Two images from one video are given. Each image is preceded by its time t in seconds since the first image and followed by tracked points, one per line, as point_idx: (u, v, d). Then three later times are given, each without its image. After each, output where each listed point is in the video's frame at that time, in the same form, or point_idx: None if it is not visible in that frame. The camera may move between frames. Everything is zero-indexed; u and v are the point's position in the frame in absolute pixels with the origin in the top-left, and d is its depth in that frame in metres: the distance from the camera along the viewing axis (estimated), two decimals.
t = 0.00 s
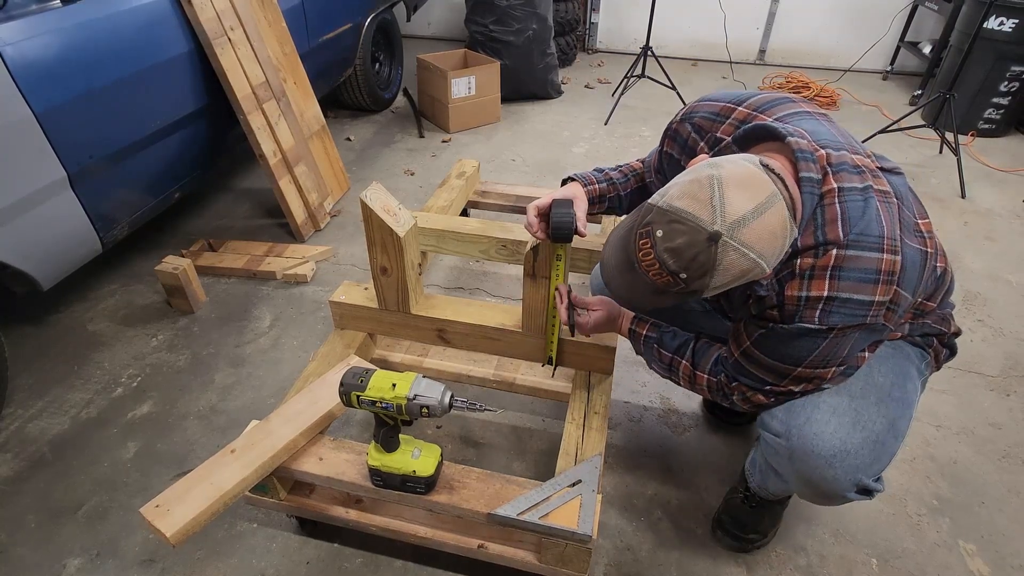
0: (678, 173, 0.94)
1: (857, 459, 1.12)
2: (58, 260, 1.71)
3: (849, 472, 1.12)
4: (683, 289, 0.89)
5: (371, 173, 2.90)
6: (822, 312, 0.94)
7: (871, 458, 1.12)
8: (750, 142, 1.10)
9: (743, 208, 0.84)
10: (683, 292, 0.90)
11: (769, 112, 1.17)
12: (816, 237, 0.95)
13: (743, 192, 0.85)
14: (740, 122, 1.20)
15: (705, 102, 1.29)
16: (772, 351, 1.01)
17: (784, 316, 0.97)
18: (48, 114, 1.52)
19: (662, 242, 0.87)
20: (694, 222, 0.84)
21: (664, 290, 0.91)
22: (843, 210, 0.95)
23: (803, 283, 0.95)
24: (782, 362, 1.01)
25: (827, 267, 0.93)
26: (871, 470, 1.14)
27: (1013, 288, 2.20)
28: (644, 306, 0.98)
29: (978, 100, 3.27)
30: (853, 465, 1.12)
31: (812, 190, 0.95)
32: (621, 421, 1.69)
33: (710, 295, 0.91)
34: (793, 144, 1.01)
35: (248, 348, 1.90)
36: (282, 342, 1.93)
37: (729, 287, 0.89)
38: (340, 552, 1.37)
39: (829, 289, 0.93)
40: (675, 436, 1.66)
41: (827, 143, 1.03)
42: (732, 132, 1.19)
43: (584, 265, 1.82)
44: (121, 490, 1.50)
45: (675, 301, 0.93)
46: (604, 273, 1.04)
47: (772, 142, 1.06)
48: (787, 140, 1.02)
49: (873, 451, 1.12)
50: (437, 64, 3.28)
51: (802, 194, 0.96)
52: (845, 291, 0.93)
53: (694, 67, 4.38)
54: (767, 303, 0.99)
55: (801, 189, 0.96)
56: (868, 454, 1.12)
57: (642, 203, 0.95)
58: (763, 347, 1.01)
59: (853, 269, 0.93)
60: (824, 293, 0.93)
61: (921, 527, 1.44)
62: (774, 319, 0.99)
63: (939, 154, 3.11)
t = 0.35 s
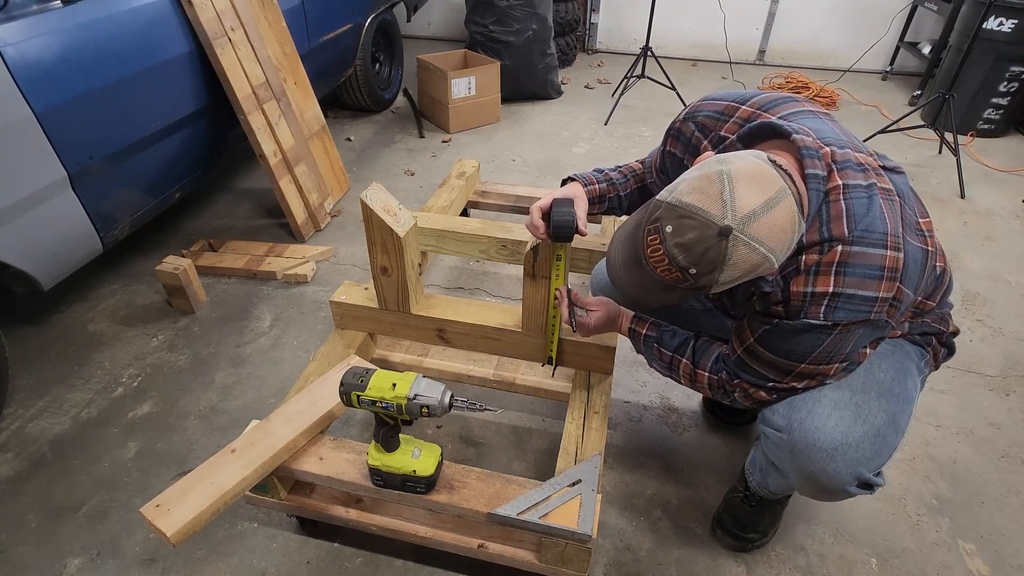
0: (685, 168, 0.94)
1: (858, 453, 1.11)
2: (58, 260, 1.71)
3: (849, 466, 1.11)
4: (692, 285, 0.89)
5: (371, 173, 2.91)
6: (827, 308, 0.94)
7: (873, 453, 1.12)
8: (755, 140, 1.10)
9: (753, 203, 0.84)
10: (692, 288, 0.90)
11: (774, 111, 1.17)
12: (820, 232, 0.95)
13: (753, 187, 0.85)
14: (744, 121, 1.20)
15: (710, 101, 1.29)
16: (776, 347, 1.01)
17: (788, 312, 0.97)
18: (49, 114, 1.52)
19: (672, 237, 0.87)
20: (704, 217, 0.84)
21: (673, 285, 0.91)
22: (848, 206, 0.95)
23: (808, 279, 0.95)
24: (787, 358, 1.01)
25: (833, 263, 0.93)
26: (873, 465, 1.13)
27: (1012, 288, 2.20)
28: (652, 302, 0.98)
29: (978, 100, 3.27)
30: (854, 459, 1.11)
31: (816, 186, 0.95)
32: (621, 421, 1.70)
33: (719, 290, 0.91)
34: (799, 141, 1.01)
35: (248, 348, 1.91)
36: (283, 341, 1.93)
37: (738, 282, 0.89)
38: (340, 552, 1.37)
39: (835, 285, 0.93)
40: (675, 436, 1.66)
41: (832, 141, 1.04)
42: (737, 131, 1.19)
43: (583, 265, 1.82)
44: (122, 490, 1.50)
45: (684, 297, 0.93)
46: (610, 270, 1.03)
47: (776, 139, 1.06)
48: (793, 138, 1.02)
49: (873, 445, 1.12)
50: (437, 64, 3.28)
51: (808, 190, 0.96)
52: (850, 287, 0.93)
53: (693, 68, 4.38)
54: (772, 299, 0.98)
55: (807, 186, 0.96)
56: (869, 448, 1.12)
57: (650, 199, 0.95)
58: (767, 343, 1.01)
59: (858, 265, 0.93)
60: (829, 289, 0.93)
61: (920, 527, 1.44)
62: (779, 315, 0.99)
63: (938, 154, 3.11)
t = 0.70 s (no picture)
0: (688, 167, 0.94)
1: (857, 449, 1.11)
2: (59, 260, 1.71)
3: (848, 462, 1.12)
4: (696, 284, 0.89)
5: (371, 173, 2.91)
6: (828, 306, 0.94)
7: (872, 449, 1.12)
8: (756, 140, 1.10)
9: (757, 202, 0.84)
10: (696, 287, 0.90)
11: (775, 112, 1.17)
12: (821, 232, 0.95)
13: (756, 186, 0.85)
14: (745, 121, 1.20)
15: (712, 101, 1.29)
16: (777, 345, 1.01)
17: (790, 311, 0.97)
18: (50, 115, 1.53)
19: (675, 236, 0.87)
20: (707, 216, 0.84)
21: (676, 284, 0.91)
22: (849, 205, 0.95)
23: (810, 278, 0.95)
24: (788, 356, 1.02)
25: (834, 262, 0.93)
26: (872, 462, 1.13)
27: (1012, 288, 2.21)
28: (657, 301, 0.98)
29: (977, 101, 3.28)
30: (852, 455, 1.11)
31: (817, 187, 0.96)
32: (621, 421, 1.70)
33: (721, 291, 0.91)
34: (800, 142, 1.01)
35: (248, 348, 1.91)
36: (283, 341, 1.93)
37: (743, 280, 0.89)
38: (340, 551, 1.38)
39: (836, 284, 0.93)
40: (674, 436, 1.66)
41: (833, 141, 1.04)
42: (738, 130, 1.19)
43: (583, 265, 1.82)
44: (122, 489, 1.51)
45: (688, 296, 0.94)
46: (613, 270, 1.04)
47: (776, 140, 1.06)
48: (794, 139, 1.03)
49: (872, 441, 1.12)
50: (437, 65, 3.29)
51: (810, 190, 0.96)
52: (850, 286, 0.93)
53: (693, 68, 4.39)
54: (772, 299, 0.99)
55: (808, 185, 0.96)
56: (868, 445, 1.12)
57: (654, 198, 0.95)
58: (767, 341, 1.02)
59: (858, 264, 0.93)
60: (830, 288, 0.94)
61: (920, 527, 1.44)
62: (780, 313, 0.99)
63: (937, 154, 3.12)
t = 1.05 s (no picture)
0: (729, 143, 0.94)
1: (736, 468, 1.16)
2: (60, 260, 1.72)
3: (720, 478, 1.17)
4: (743, 267, 0.88)
5: (371, 173, 2.91)
6: (862, 329, 0.95)
7: (744, 470, 1.16)
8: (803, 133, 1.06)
9: (813, 169, 0.84)
10: (742, 271, 0.89)
11: (826, 105, 1.12)
12: (868, 245, 0.93)
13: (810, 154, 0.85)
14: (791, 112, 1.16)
15: (763, 88, 1.26)
16: (801, 355, 1.01)
17: (822, 323, 0.97)
18: (51, 115, 1.53)
19: (721, 211, 0.86)
20: (760, 185, 0.84)
21: (721, 270, 0.90)
22: (896, 221, 0.94)
23: (856, 295, 0.93)
24: (803, 367, 1.03)
25: (883, 286, 0.93)
26: (744, 483, 1.17)
27: (1011, 288, 2.21)
28: (694, 291, 0.96)
29: (976, 101, 3.28)
30: (728, 474, 1.17)
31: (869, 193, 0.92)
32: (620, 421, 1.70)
33: (769, 275, 0.90)
34: (858, 137, 0.97)
35: (249, 348, 1.91)
36: (283, 341, 1.93)
37: (795, 262, 0.88)
38: (340, 551, 1.38)
39: (879, 309, 0.93)
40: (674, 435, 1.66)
41: (886, 144, 1.01)
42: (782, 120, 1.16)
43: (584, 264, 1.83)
44: (123, 489, 1.51)
45: (730, 284, 0.92)
46: (644, 256, 1.03)
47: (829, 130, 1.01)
48: (851, 134, 0.97)
49: (778, 467, 1.17)
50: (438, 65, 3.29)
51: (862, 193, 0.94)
52: (891, 314, 0.94)
53: (693, 68, 4.39)
54: (805, 304, 0.96)
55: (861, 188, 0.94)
56: (757, 468, 1.16)
57: (692, 174, 0.95)
58: (777, 348, 1.03)
59: (900, 292, 0.93)
60: (873, 311, 0.93)
61: (920, 527, 1.44)
62: (809, 323, 0.98)
63: (937, 154, 3.12)
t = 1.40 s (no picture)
0: (716, 155, 0.93)
1: (743, 471, 1.16)
2: (61, 260, 1.72)
3: (727, 481, 1.17)
4: (714, 281, 0.89)
5: (371, 174, 2.92)
6: (861, 330, 0.95)
7: (751, 472, 1.16)
8: (793, 137, 1.06)
9: (791, 196, 0.84)
10: (712, 284, 0.91)
11: (815, 109, 1.13)
12: (862, 248, 0.94)
13: (791, 179, 0.85)
14: (780, 117, 1.17)
15: (754, 93, 1.27)
16: (797, 357, 1.02)
17: (820, 326, 0.97)
18: (51, 115, 1.53)
19: (698, 227, 0.87)
20: (736, 207, 0.84)
21: (693, 280, 0.92)
22: (887, 223, 0.95)
23: (853, 297, 0.94)
24: (799, 369, 1.03)
25: (879, 286, 0.93)
26: (751, 485, 1.17)
27: (1011, 288, 2.21)
28: (670, 296, 0.98)
29: (976, 101, 3.28)
30: (735, 476, 1.16)
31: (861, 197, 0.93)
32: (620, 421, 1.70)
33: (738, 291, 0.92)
34: (845, 143, 0.97)
35: (249, 348, 1.91)
36: (284, 341, 1.94)
37: (765, 280, 0.89)
38: (340, 551, 1.38)
39: (878, 310, 0.94)
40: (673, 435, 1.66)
41: (873, 148, 1.02)
42: (770, 126, 1.17)
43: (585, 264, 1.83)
44: (123, 489, 1.51)
45: (702, 294, 0.94)
46: (624, 257, 1.04)
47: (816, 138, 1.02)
48: (838, 140, 0.98)
49: (784, 468, 1.17)
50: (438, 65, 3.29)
51: (847, 200, 0.92)
52: (890, 314, 0.94)
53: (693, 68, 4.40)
54: (802, 307, 0.97)
55: (846, 195, 0.92)
56: (763, 470, 1.17)
57: (676, 183, 0.95)
58: (777, 351, 1.03)
59: (899, 292, 0.94)
60: (871, 312, 0.94)
61: (920, 527, 1.45)
62: (806, 326, 0.98)
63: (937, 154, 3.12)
